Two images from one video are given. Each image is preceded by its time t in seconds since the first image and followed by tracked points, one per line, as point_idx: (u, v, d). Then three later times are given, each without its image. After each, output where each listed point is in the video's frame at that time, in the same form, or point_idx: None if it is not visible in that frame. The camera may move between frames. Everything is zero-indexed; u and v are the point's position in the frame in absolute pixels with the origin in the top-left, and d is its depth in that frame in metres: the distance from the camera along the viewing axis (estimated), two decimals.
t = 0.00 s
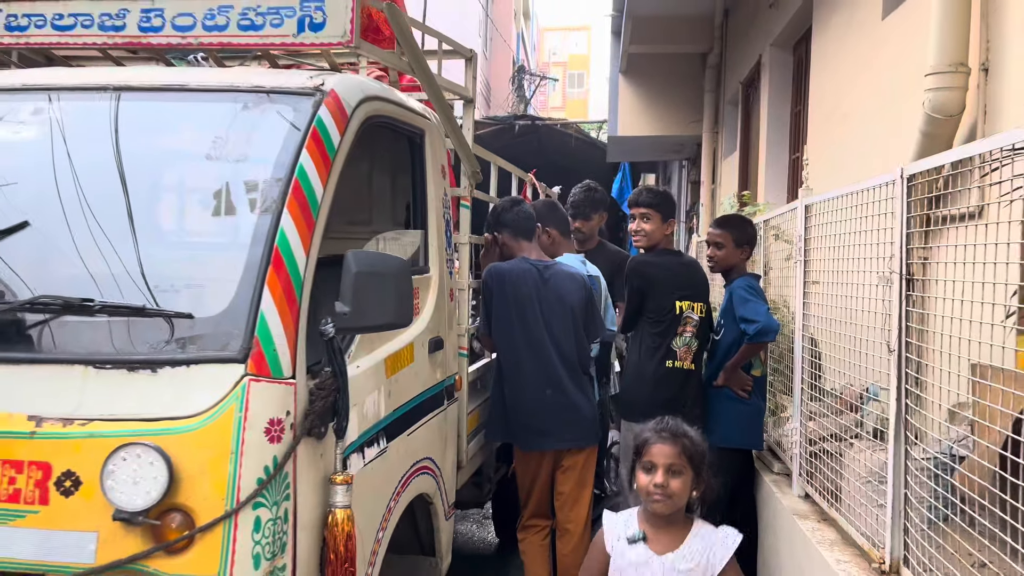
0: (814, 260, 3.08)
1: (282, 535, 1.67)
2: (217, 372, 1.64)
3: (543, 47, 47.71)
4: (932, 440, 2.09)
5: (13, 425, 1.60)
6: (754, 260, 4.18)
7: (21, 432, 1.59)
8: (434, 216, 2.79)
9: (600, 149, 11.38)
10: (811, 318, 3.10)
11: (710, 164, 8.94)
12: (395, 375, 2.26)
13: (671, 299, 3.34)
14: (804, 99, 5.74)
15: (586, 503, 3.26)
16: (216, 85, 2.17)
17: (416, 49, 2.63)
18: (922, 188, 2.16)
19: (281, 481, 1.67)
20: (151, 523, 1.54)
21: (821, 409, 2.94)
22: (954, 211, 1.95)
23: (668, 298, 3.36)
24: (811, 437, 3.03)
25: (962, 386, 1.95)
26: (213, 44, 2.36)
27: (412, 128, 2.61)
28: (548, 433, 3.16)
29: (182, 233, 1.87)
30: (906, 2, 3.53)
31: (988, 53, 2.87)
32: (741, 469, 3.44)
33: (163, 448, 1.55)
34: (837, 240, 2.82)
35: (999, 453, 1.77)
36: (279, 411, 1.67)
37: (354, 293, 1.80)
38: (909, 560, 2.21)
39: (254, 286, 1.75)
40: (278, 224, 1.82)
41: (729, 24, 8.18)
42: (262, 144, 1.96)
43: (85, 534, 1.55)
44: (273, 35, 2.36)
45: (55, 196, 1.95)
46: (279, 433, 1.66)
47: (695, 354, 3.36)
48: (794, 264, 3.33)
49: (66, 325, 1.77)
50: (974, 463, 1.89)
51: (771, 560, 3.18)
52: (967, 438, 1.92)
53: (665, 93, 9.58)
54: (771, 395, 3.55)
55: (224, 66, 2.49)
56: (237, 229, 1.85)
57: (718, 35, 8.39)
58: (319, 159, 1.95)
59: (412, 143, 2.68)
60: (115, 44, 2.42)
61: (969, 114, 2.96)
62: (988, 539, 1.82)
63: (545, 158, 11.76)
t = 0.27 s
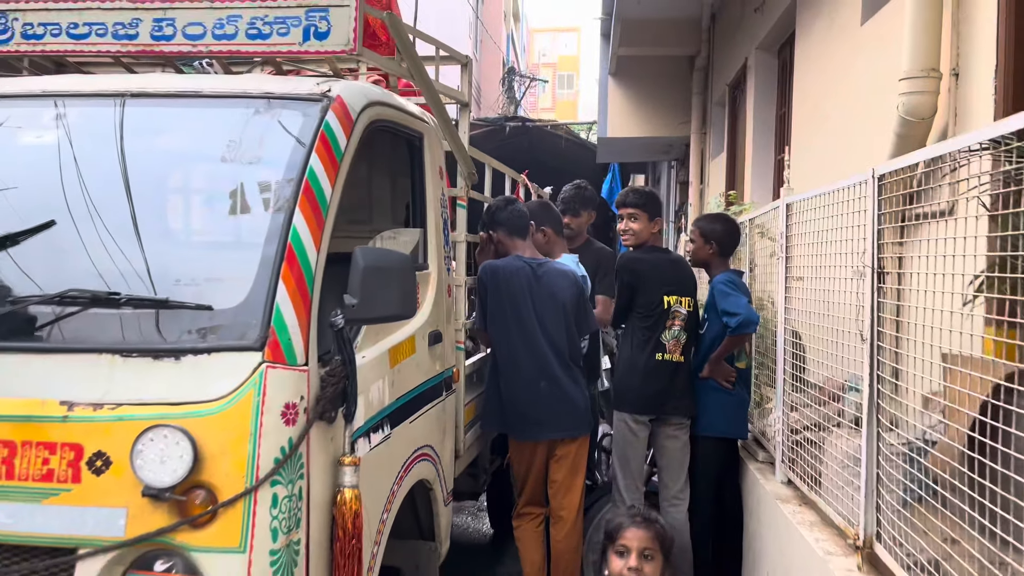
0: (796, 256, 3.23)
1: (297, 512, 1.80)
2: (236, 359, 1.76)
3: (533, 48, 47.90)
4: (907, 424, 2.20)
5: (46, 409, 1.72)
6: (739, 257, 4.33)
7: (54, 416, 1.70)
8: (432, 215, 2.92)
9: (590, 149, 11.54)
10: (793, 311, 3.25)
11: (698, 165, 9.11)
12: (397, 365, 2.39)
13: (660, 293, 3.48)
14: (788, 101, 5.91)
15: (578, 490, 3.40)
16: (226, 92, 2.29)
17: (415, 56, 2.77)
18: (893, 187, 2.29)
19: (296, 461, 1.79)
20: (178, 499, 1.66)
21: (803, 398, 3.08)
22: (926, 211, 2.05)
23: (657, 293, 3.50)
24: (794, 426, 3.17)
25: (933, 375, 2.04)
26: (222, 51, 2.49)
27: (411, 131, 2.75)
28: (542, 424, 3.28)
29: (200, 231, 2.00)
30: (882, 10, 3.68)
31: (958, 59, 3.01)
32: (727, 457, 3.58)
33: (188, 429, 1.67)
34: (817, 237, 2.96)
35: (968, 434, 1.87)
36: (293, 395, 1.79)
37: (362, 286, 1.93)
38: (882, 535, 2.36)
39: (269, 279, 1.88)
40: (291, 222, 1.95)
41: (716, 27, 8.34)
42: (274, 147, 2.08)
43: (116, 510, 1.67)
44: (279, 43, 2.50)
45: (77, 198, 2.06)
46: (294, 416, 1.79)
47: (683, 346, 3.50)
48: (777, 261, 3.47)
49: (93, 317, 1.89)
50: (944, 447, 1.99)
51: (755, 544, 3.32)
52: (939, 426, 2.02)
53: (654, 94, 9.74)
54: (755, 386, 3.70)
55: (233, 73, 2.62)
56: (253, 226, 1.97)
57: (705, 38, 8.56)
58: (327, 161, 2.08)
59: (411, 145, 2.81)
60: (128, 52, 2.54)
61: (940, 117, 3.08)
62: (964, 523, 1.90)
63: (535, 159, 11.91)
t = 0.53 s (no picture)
0: (779, 251, 3.35)
1: (307, 491, 1.90)
2: (249, 348, 1.87)
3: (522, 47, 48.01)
4: (882, 412, 2.29)
5: (70, 395, 1.82)
6: (725, 252, 4.46)
7: (78, 401, 1.81)
8: (429, 213, 3.02)
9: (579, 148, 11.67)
10: (776, 304, 3.37)
11: (685, 163, 9.25)
12: (398, 355, 2.50)
13: (648, 288, 3.61)
14: (773, 100, 6.05)
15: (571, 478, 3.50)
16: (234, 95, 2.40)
17: (412, 59, 2.88)
18: (869, 185, 2.39)
19: (306, 444, 1.90)
20: (196, 478, 1.77)
21: (787, 388, 3.20)
22: (900, 211, 2.13)
23: (645, 287, 3.63)
24: (778, 414, 3.29)
25: (904, 363, 2.12)
26: (228, 55, 2.60)
27: (410, 132, 2.86)
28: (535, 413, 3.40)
29: (214, 227, 2.12)
30: (861, 13, 3.82)
31: (932, 61, 3.13)
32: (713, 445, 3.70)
33: (206, 413, 1.78)
34: (799, 232, 3.09)
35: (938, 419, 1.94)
36: (303, 381, 1.90)
37: (366, 279, 2.04)
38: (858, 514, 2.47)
39: (280, 272, 1.99)
40: (299, 219, 2.06)
41: (703, 27, 8.47)
42: (281, 147, 2.21)
43: (138, 489, 1.77)
44: (283, 48, 2.60)
45: (95, 198, 2.17)
46: (304, 401, 1.90)
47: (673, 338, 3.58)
48: (761, 256, 3.60)
49: (111, 309, 1.99)
50: (918, 430, 2.07)
51: (740, 528, 3.44)
52: (910, 413, 2.11)
53: (642, 94, 9.87)
54: (740, 377, 3.83)
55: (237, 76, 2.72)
56: (263, 223, 2.09)
57: (692, 39, 8.69)
58: (332, 161, 2.19)
59: (409, 145, 2.92)
60: (136, 56, 2.64)
61: (914, 116, 3.20)
62: (941, 502, 1.95)
63: (525, 158, 12.02)
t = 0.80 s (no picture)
0: (762, 250, 3.47)
1: (311, 481, 1.99)
2: (256, 344, 1.96)
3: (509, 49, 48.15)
4: (860, 405, 2.38)
5: (84, 390, 1.90)
6: (710, 252, 4.57)
7: (92, 395, 1.89)
8: (423, 214, 3.11)
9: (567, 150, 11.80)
10: (759, 302, 3.49)
11: (672, 165, 9.37)
12: (395, 352, 2.59)
13: (632, 289, 3.75)
14: (757, 103, 6.18)
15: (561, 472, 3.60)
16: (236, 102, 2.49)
17: (406, 66, 2.98)
18: (847, 186, 2.49)
19: (310, 435, 1.99)
20: (206, 468, 1.85)
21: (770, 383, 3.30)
22: (877, 212, 2.22)
23: (630, 289, 3.78)
24: (761, 409, 3.39)
25: (885, 359, 2.21)
26: (228, 63, 2.69)
27: (405, 136, 2.95)
28: (525, 408, 3.52)
29: (220, 228, 2.21)
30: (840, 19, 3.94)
31: (906, 67, 3.23)
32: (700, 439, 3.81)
33: (215, 406, 1.87)
34: (780, 232, 3.20)
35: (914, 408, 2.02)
36: (307, 375, 1.99)
37: (366, 278, 2.14)
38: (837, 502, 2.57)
39: (283, 272, 2.08)
40: (302, 220, 2.15)
41: (688, 31, 8.60)
42: (283, 152, 2.30)
43: (150, 479, 1.86)
44: (282, 55, 2.69)
45: (109, 201, 2.28)
46: (308, 394, 1.99)
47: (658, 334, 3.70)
48: (744, 255, 3.72)
49: (121, 307, 2.08)
50: (893, 421, 2.16)
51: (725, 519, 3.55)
52: (886, 405, 2.20)
53: (629, 96, 9.99)
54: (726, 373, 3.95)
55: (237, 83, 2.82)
56: (267, 225, 2.18)
57: (677, 42, 8.82)
58: (333, 165, 2.29)
59: (404, 149, 3.01)
60: (139, 63, 2.73)
61: (891, 120, 3.30)
62: (915, 488, 2.04)
63: (513, 160, 12.13)
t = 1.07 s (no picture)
0: (751, 248, 3.58)
1: (324, 467, 2.09)
2: (272, 336, 2.05)
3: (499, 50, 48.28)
4: (845, 395, 2.49)
5: (107, 381, 1.99)
6: (701, 250, 4.69)
7: (115, 386, 1.98)
8: (424, 214, 3.21)
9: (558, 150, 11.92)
10: (749, 298, 3.60)
11: (661, 165, 9.51)
12: (400, 346, 2.69)
13: (620, 287, 3.81)
14: (745, 105, 6.31)
15: (558, 464, 3.71)
16: (246, 106, 2.59)
17: (407, 69, 3.08)
18: (834, 187, 2.59)
19: (323, 424, 2.09)
20: (225, 454, 1.95)
21: (760, 377, 3.42)
22: (861, 212, 2.31)
23: (617, 286, 3.84)
24: (751, 401, 3.51)
25: (869, 349, 2.31)
26: (237, 67, 2.78)
27: (407, 138, 3.04)
28: (522, 403, 3.60)
29: (234, 226, 2.32)
30: (826, 24, 4.06)
31: (888, 71, 3.35)
32: (692, 432, 3.92)
33: (234, 395, 1.96)
34: (769, 230, 3.32)
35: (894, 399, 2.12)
36: (320, 366, 2.09)
37: (375, 274, 2.23)
38: (823, 487, 2.68)
39: (296, 268, 2.18)
40: (313, 220, 2.26)
41: (677, 33, 8.73)
42: (294, 154, 2.41)
43: (172, 465, 1.95)
44: (289, 60, 2.79)
45: (128, 202, 2.38)
46: (321, 384, 2.08)
47: (647, 329, 3.82)
48: (734, 253, 3.83)
49: (140, 302, 2.17)
50: (876, 410, 2.26)
51: (716, 508, 3.66)
52: (869, 394, 2.30)
53: (618, 97, 10.11)
54: (717, 367, 4.06)
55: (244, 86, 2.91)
56: (280, 223, 2.29)
57: (667, 44, 8.95)
58: (341, 166, 2.40)
59: (405, 150, 3.10)
60: (149, 67, 2.82)
61: (875, 122, 3.42)
62: (896, 472, 2.14)
63: (504, 161, 12.23)
